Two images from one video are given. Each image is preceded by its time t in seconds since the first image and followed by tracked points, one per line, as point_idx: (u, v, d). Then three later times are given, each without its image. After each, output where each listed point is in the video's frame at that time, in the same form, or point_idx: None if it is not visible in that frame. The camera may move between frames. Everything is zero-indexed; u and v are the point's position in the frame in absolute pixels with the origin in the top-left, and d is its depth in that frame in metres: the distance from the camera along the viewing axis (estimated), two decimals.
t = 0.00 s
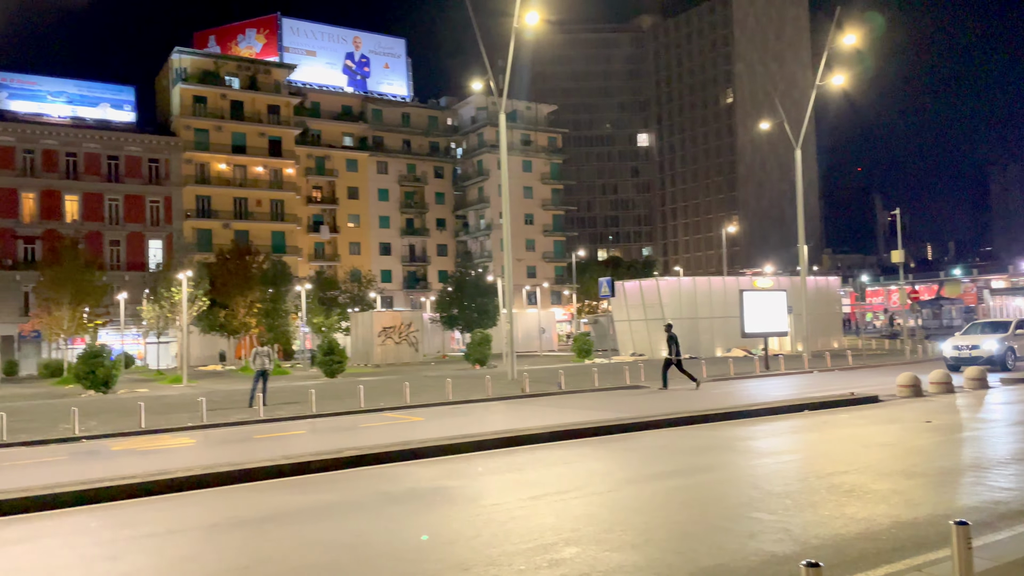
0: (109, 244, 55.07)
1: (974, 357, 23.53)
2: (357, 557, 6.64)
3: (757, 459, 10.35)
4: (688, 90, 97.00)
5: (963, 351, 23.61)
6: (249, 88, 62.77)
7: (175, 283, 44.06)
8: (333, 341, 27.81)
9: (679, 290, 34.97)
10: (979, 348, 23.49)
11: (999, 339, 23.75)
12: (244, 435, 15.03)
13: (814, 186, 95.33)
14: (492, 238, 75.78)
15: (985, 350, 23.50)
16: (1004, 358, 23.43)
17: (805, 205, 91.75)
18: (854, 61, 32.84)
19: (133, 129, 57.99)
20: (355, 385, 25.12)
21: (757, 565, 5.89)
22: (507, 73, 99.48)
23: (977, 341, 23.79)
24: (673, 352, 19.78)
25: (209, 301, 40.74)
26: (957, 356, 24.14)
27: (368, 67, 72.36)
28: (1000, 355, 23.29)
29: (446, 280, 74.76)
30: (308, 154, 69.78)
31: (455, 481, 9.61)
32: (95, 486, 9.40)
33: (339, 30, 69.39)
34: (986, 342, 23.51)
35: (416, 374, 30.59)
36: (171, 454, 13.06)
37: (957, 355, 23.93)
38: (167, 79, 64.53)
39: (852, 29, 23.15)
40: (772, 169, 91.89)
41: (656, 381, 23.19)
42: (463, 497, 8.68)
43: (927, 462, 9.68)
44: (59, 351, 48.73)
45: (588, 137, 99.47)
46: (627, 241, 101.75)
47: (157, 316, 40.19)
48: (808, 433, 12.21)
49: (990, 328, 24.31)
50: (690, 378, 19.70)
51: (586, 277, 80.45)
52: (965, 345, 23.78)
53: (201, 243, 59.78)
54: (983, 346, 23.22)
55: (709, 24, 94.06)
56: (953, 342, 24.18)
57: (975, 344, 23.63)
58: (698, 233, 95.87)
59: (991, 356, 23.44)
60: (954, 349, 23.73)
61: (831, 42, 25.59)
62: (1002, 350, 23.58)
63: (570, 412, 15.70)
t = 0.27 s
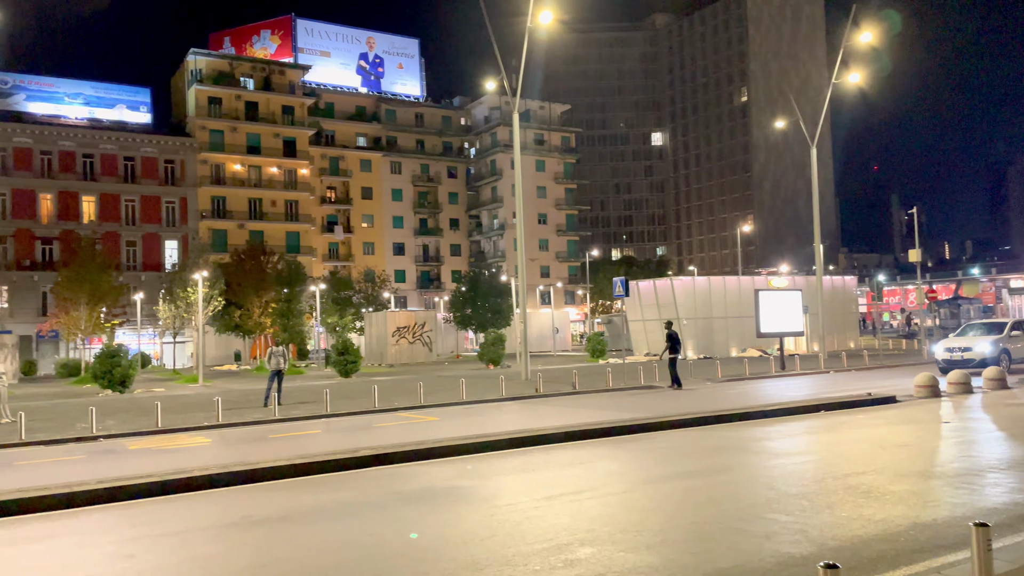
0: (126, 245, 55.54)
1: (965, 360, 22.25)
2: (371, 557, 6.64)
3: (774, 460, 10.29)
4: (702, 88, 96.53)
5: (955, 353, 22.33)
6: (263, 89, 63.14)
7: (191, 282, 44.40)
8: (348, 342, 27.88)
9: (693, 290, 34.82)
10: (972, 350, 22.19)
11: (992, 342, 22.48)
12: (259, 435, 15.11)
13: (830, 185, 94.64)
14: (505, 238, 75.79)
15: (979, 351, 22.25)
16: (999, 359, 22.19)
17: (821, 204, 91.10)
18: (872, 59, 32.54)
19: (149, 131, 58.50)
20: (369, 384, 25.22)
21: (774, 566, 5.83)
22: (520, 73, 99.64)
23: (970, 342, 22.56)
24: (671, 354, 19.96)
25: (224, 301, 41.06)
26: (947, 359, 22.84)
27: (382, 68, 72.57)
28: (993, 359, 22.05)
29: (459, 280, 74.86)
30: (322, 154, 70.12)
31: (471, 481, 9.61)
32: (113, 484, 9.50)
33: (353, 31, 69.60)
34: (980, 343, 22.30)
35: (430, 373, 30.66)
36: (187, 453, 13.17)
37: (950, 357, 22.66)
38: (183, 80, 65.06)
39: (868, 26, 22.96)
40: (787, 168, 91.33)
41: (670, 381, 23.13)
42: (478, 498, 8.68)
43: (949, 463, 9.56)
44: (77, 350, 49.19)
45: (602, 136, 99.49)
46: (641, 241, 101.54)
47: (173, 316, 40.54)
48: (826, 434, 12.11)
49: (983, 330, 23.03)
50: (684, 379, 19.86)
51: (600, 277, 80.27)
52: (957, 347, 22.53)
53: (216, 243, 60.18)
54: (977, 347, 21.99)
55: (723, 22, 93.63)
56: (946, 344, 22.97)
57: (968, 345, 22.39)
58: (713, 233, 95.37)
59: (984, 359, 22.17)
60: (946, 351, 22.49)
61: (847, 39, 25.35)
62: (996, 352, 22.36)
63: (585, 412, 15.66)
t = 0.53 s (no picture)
0: (136, 245, 55.84)
1: (947, 363, 20.91)
2: (380, 556, 6.66)
3: (783, 460, 10.27)
4: (711, 88, 96.23)
5: (935, 356, 20.99)
6: (272, 90, 63.39)
7: (200, 282, 44.61)
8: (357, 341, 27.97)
9: (702, 290, 34.75)
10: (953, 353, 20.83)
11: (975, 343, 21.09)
12: (268, 434, 15.17)
13: (839, 184, 94.26)
14: (513, 238, 75.78)
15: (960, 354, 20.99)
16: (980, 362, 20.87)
17: (830, 204, 90.75)
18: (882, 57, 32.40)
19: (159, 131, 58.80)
20: (378, 384, 25.28)
21: (784, 567, 5.82)
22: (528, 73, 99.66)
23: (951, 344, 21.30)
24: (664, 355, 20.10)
25: (233, 301, 41.27)
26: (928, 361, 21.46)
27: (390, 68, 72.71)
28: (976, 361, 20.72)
29: (467, 280, 74.92)
30: (331, 155, 70.34)
31: (480, 481, 9.63)
32: (124, 484, 9.56)
33: (361, 31, 69.68)
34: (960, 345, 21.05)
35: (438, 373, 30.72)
36: (198, 452, 13.26)
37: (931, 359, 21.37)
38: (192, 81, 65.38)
39: (878, 26, 22.85)
40: (796, 168, 91.04)
41: (679, 381, 23.10)
42: (487, 497, 8.70)
43: (961, 464, 9.52)
44: (87, 350, 49.51)
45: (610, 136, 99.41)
46: (650, 241, 101.38)
47: (183, 316, 40.77)
48: (836, 434, 12.07)
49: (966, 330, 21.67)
50: (683, 379, 19.97)
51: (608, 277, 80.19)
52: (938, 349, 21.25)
53: (225, 243, 60.43)
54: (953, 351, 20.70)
55: (732, 22, 93.37)
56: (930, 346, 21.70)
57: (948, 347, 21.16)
58: (721, 233, 95.04)
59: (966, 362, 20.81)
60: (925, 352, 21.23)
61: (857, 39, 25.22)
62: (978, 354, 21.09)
63: (594, 412, 15.67)
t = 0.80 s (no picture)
0: (137, 245, 55.90)
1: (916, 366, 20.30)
2: (381, 556, 6.66)
3: (784, 460, 10.27)
4: (712, 88, 96.07)
5: (905, 359, 20.40)
6: (274, 90, 63.42)
7: (201, 282, 44.64)
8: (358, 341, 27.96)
9: (703, 290, 34.71)
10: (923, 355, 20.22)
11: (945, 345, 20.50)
12: (269, 434, 15.18)
13: (840, 185, 94.17)
14: (514, 238, 75.76)
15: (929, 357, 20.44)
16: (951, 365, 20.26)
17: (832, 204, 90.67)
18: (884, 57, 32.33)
19: (161, 131, 58.85)
20: (379, 384, 25.28)
21: (785, 567, 5.83)
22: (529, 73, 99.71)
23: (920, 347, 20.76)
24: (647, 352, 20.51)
25: (234, 301, 41.32)
26: (899, 364, 20.88)
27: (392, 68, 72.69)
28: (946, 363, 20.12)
29: (468, 280, 74.91)
30: (333, 154, 70.37)
31: (481, 481, 9.63)
32: (126, 483, 9.56)
33: (362, 31, 69.70)
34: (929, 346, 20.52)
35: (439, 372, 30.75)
36: (199, 451, 13.26)
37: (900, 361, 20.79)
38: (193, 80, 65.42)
39: (880, 26, 22.81)
40: (797, 168, 90.97)
41: (680, 381, 23.10)
42: (488, 497, 8.70)
43: (962, 464, 9.52)
44: (89, 349, 49.59)
45: (611, 136, 99.43)
46: (651, 241, 101.37)
47: (184, 316, 40.81)
48: (838, 434, 12.07)
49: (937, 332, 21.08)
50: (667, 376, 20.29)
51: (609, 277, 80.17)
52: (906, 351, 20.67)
53: (226, 243, 60.46)
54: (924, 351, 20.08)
55: (733, 21, 93.24)
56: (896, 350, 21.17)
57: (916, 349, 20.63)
58: (723, 233, 94.88)
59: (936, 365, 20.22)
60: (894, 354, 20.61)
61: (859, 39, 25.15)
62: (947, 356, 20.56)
63: (595, 412, 15.67)
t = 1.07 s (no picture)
0: (132, 244, 55.76)
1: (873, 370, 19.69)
2: (375, 556, 6.64)
3: (777, 460, 10.29)
4: (709, 88, 96.14)
5: (863, 362, 19.77)
6: (270, 89, 63.30)
7: (197, 280, 44.62)
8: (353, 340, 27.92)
9: (698, 290, 34.77)
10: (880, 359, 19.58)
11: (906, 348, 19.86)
12: (263, 434, 15.16)
13: (836, 185, 94.38)
14: (510, 237, 75.79)
15: (888, 360, 19.91)
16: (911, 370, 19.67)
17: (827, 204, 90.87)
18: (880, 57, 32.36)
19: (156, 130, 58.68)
20: (374, 383, 25.26)
21: (780, 567, 5.84)
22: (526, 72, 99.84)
23: (880, 349, 20.17)
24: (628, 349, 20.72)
25: (230, 300, 41.27)
26: (857, 367, 20.27)
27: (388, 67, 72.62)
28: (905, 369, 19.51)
29: (464, 279, 74.90)
30: (328, 154, 70.30)
31: (475, 480, 9.63)
32: (119, 483, 9.53)
33: (358, 30, 69.62)
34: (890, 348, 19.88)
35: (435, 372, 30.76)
36: (193, 451, 13.24)
37: (859, 364, 20.21)
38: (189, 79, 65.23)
39: (875, 26, 22.85)
40: (794, 168, 91.13)
41: (674, 381, 23.14)
42: (483, 497, 8.70)
43: (954, 464, 9.56)
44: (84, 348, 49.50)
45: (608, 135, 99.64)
46: (647, 241, 101.58)
47: (179, 314, 40.69)
48: (831, 434, 12.10)
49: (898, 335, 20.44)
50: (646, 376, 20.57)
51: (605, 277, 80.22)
52: (867, 353, 20.06)
53: (222, 242, 60.32)
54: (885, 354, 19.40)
55: (729, 21, 93.34)
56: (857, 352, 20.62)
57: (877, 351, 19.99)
58: (719, 232, 94.91)
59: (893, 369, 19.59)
60: (853, 357, 20.02)
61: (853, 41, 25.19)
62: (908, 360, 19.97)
63: (589, 412, 15.68)
